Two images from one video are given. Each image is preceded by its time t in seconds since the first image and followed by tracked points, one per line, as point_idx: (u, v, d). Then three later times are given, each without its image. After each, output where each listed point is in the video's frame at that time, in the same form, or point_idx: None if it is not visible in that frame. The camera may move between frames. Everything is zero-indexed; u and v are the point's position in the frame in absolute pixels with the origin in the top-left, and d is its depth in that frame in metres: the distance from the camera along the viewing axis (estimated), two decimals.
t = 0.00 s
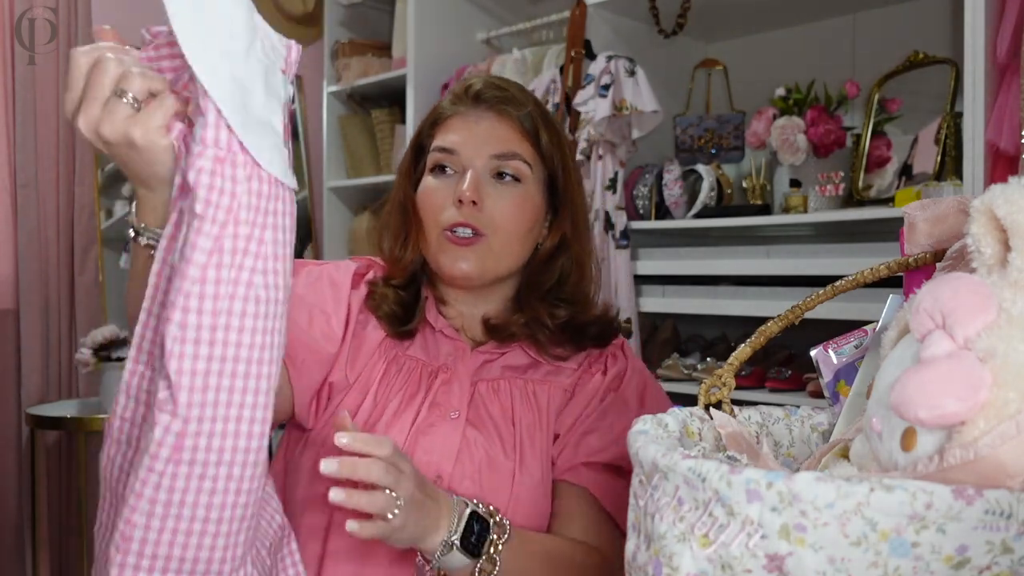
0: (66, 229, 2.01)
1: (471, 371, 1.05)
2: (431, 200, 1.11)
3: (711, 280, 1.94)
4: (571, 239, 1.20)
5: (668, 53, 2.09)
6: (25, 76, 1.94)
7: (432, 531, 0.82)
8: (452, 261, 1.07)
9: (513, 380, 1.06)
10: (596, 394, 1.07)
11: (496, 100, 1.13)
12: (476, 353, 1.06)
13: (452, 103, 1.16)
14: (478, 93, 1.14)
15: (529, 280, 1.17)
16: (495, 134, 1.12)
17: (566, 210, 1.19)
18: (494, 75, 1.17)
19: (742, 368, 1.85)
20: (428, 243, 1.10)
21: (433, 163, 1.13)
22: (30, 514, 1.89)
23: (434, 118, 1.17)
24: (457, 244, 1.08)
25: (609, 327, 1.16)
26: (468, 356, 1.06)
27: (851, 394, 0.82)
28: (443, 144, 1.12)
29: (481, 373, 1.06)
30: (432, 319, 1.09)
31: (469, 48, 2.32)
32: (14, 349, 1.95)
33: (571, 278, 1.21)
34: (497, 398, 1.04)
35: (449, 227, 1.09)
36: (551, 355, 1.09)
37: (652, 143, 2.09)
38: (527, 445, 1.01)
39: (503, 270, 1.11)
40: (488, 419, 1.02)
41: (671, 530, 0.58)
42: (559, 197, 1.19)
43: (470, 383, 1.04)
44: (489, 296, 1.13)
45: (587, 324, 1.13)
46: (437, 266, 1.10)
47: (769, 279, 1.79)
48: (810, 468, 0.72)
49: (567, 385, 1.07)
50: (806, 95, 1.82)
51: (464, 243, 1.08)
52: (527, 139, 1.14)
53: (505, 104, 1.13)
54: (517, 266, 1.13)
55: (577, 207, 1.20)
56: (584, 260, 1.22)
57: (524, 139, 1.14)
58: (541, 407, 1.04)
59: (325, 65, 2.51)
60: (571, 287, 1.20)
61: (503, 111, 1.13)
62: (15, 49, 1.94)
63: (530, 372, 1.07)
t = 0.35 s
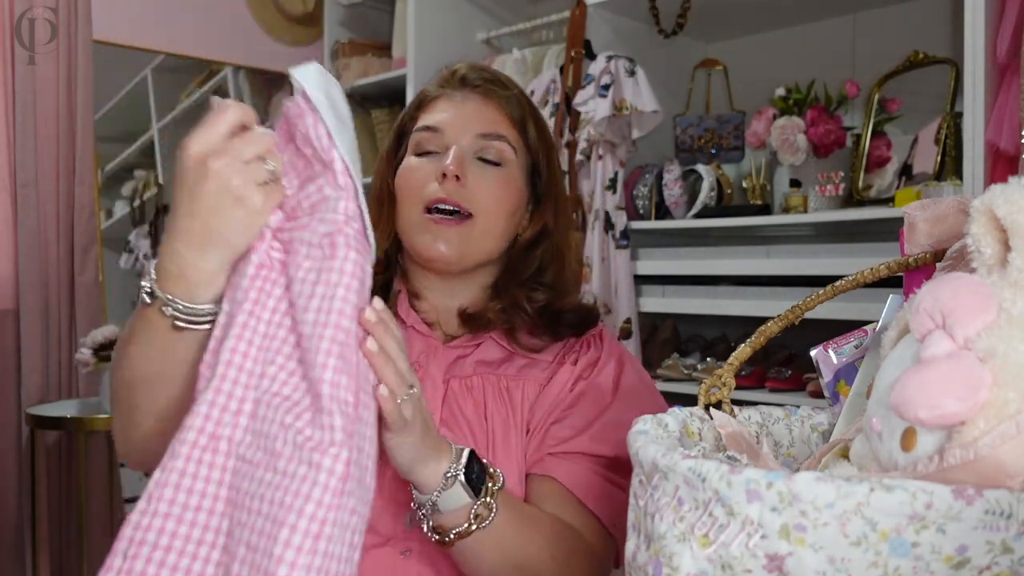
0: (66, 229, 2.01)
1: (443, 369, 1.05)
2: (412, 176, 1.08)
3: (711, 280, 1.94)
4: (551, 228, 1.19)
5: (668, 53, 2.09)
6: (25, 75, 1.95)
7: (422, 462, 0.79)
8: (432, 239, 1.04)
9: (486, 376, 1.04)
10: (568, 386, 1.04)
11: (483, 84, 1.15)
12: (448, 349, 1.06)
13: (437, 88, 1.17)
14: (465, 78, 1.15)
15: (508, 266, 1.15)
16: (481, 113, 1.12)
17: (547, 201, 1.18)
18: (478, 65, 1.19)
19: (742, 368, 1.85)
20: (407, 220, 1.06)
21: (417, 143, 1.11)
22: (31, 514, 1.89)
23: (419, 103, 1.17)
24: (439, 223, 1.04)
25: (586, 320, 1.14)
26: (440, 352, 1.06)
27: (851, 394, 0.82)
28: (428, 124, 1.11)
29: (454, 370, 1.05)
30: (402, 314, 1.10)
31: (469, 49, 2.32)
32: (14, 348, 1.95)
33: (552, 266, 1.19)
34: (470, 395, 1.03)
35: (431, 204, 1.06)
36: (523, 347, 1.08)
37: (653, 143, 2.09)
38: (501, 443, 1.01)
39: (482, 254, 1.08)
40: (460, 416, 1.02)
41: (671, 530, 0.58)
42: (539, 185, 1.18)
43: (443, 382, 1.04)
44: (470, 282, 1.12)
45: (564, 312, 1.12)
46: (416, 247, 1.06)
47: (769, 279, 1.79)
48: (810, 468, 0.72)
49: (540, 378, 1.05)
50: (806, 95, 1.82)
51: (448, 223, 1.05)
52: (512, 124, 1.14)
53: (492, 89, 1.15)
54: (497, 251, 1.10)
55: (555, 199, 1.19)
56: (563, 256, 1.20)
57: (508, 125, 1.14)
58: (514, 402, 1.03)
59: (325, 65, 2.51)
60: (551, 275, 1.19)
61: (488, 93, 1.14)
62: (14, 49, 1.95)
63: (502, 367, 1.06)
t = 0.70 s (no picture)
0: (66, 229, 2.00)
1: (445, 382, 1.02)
2: (402, 173, 1.06)
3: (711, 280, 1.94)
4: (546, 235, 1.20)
5: (668, 53, 2.09)
6: (25, 75, 1.94)
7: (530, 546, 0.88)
8: (422, 240, 1.03)
9: (493, 392, 1.03)
10: (588, 396, 1.07)
11: (478, 81, 1.13)
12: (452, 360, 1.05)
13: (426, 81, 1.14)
14: (459, 73, 1.13)
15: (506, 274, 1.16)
16: (474, 109, 1.10)
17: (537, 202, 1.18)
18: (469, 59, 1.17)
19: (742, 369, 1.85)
20: (396, 218, 1.05)
21: (406, 138, 1.09)
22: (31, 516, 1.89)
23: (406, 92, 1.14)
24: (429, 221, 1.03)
25: (589, 322, 1.15)
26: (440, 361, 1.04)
27: (851, 394, 0.82)
28: (418, 119, 1.09)
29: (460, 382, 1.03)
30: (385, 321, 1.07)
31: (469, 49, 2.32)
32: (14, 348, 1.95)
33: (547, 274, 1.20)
34: (476, 409, 1.02)
35: (421, 204, 1.04)
36: (531, 356, 1.08)
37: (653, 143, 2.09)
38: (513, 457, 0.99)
39: (474, 255, 1.06)
40: (466, 431, 1.00)
41: (671, 530, 0.58)
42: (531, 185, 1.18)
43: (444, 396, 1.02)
44: (462, 282, 1.11)
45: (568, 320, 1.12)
46: (404, 247, 1.04)
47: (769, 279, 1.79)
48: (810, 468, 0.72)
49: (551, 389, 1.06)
50: (806, 95, 1.82)
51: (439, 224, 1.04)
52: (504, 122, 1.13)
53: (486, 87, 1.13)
54: (488, 251, 1.09)
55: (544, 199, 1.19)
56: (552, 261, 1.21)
57: (501, 123, 1.12)
58: (524, 415, 1.03)
59: (325, 64, 2.51)
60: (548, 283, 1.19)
61: (481, 90, 1.12)
62: (15, 49, 1.94)
63: (509, 379, 1.05)
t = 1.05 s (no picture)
0: (66, 229, 2.00)
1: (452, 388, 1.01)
2: (403, 228, 0.99)
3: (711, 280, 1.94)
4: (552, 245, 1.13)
5: (668, 53, 2.09)
6: (25, 75, 1.94)
7: None
8: (430, 294, 1.00)
9: (501, 401, 1.02)
10: (595, 402, 1.07)
11: (475, 114, 1.01)
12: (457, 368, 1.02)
13: (418, 107, 1.01)
14: (455, 102, 1.01)
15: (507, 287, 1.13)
16: (475, 153, 0.99)
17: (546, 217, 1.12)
18: (466, 77, 1.06)
19: (742, 369, 1.85)
20: (400, 268, 1.00)
21: (404, 187, 0.99)
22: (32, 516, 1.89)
23: (397, 120, 1.02)
24: (433, 278, 1.00)
25: (589, 325, 1.14)
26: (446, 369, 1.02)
27: (851, 394, 0.82)
28: (416, 167, 0.99)
29: (465, 390, 1.01)
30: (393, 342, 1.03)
31: (469, 49, 2.32)
32: (14, 349, 1.95)
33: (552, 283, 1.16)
34: (484, 416, 1.00)
35: (427, 262, 0.99)
36: (538, 363, 1.06)
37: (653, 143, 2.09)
38: (524, 465, 0.99)
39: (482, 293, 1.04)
40: (473, 438, 0.99)
41: (671, 530, 0.58)
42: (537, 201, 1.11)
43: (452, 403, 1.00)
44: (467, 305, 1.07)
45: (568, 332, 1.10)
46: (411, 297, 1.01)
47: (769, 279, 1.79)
48: (810, 468, 0.72)
49: (558, 396, 1.05)
50: (806, 95, 1.82)
51: (445, 279, 1.00)
52: (509, 159, 1.03)
53: (484, 119, 1.01)
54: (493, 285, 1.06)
55: (553, 212, 1.12)
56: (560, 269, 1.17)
57: (504, 158, 1.02)
58: (533, 423, 1.02)
59: (325, 64, 2.51)
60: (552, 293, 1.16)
61: (483, 126, 1.00)
62: (15, 49, 1.94)
63: (516, 386, 1.04)
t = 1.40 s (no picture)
0: (66, 229, 2.00)
1: (456, 389, 1.00)
2: (402, 250, 0.96)
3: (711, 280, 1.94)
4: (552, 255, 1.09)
5: (668, 53, 2.09)
6: (25, 75, 1.94)
7: None
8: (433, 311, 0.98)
9: (506, 402, 1.01)
10: (596, 402, 1.07)
11: (471, 135, 0.97)
12: (459, 369, 1.01)
13: (414, 125, 0.98)
14: (450, 123, 0.97)
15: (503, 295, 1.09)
16: (472, 174, 0.96)
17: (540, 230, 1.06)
18: (463, 90, 1.01)
19: (743, 369, 1.85)
20: (403, 284, 0.98)
21: (401, 209, 0.96)
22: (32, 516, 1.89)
23: (393, 140, 0.98)
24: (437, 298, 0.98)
25: (582, 329, 1.12)
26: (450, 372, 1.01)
27: (851, 393, 0.82)
28: (412, 189, 0.96)
29: (468, 392, 1.01)
30: (401, 349, 1.01)
31: (469, 49, 2.32)
32: (14, 348, 1.95)
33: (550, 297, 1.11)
34: (488, 417, 1.00)
35: (428, 282, 0.97)
36: (539, 365, 1.05)
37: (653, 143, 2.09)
38: (531, 463, 0.99)
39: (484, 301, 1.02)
40: (478, 438, 0.99)
41: (671, 530, 0.58)
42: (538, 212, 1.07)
43: (456, 404, 1.00)
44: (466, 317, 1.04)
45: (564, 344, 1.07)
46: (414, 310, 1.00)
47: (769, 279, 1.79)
48: (810, 468, 0.72)
49: (561, 396, 1.05)
50: (806, 95, 1.82)
51: (445, 298, 0.98)
52: (508, 176, 0.99)
53: (480, 139, 0.97)
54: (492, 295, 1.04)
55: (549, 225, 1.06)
56: (561, 276, 1.12)
57: (502, 176, 0.99)
58: (537, 424, 1.02)
59: (325, 64, 2.51)
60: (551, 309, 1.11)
61: (480, 146, 0.97)
62: (15, 49, 1.94)
63: (520, 387, 1.03)
